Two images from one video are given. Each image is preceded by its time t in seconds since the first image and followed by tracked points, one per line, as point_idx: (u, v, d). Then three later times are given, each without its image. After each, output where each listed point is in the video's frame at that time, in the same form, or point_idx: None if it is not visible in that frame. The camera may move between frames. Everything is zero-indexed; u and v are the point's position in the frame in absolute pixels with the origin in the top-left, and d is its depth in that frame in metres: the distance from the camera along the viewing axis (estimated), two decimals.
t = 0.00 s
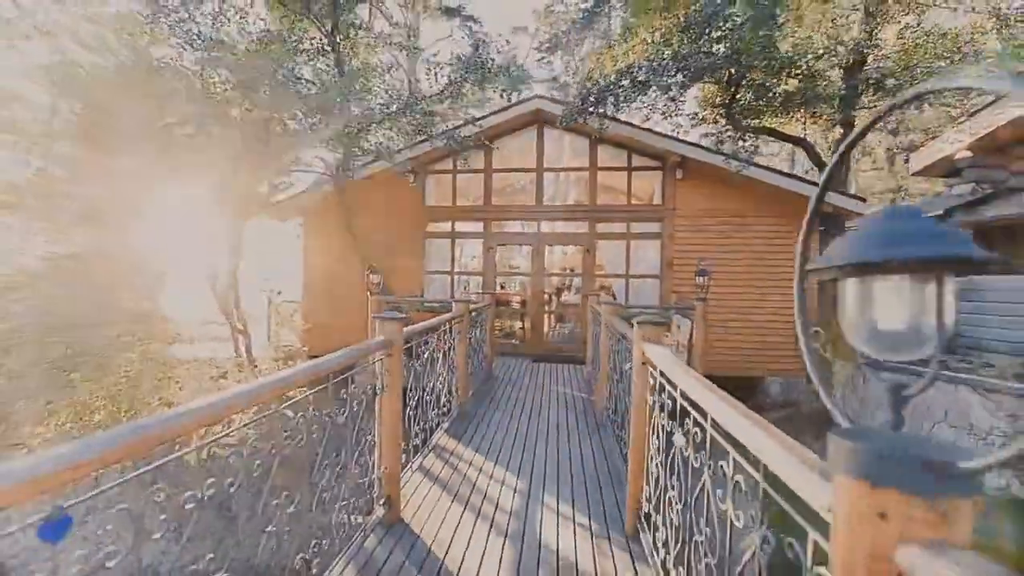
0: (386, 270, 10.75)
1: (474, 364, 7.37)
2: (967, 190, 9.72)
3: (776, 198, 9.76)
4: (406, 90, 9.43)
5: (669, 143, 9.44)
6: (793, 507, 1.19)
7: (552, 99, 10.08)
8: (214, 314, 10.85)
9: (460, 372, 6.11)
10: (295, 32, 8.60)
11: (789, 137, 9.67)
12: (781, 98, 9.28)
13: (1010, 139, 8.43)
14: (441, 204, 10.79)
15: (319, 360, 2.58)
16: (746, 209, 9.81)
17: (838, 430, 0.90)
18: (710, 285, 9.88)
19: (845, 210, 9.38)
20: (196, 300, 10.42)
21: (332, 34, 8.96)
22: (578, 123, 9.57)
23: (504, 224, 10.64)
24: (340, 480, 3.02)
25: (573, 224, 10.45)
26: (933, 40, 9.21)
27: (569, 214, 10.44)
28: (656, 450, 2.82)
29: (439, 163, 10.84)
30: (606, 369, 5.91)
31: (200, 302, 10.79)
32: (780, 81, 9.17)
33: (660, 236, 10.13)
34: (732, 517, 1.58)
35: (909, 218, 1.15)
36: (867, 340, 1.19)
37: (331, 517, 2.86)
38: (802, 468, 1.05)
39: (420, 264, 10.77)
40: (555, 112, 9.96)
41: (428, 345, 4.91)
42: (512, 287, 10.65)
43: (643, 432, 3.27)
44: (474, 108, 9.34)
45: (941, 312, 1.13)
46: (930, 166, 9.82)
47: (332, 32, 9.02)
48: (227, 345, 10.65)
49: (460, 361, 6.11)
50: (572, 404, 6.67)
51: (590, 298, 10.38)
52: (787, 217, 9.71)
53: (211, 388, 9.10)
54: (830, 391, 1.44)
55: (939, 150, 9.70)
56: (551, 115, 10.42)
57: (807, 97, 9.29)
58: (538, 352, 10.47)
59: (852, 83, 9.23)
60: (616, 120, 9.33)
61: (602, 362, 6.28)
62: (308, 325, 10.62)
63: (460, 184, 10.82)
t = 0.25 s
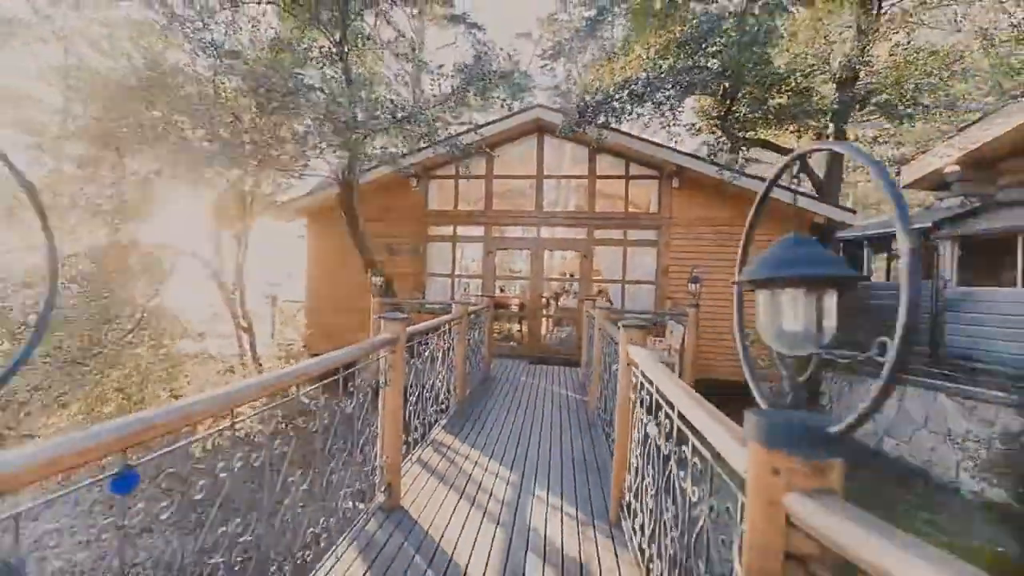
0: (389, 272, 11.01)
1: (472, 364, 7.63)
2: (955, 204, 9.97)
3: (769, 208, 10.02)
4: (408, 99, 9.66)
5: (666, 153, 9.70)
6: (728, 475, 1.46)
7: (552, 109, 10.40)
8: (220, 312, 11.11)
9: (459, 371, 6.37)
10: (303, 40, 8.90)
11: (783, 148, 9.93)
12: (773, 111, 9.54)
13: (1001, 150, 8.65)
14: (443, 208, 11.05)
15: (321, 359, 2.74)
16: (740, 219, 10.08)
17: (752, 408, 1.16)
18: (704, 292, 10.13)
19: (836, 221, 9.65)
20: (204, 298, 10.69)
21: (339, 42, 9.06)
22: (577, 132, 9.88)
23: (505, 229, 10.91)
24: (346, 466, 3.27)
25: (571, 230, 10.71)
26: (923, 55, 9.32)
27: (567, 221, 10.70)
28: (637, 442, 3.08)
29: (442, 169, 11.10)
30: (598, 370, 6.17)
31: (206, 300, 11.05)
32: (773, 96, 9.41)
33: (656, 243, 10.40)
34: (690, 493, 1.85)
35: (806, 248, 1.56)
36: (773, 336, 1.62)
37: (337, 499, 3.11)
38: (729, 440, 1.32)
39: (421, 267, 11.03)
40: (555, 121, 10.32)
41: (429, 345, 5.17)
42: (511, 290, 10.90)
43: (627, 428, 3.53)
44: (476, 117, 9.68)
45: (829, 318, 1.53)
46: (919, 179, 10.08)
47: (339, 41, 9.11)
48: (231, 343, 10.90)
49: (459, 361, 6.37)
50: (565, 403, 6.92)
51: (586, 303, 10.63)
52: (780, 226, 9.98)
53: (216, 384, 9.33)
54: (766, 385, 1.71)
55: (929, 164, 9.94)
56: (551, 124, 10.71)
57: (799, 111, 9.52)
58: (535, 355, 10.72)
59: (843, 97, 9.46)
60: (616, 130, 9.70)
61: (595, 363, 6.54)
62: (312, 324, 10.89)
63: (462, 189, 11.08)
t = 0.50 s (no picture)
0: (389, 273, 11.20)
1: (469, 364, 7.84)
2: (943, 216, 10.24)
3: (762, 216, 10.27)
4: (410, 106, 9.88)
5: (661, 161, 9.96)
6: (693, 456, 1.69)
7: (550, 116, 10.63)
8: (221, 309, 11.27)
9: (455, 371, 6.58)
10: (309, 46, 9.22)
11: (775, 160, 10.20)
12: (766, 123, 9.80)
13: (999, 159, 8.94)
14: (443, 212, 11.27)
15: (319, 356, 2.83)
16: (732, 226, 10.33)
17: (709, 395, 1.38)
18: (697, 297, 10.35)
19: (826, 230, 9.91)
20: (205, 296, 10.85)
21: (345, 48, 9.21)
22: (574, 140, 10.08)
23: (503, 233, 11.14)
24: (350, 455, 3.47)
25: (569, 235, 10.94)
26: (913, 72, 9.63)
27: (564, 225, 10.92)
28: (623, 436, 3.30)
29: (443, 173, 11.33)
30: (591, 371, 6.39)
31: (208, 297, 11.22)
32: (767, 108, 9.68)
33: (651, 249, 10.64)
34: (664, 475, 2.07)
35: (752, 261, 1.80)
36: (723, 335, 1.87)
37: (341, 486, 3.31)
38: (692, 424, 1.54)
39: (421, 268, 11.23)
40: (554, 129, 10.53)
41: (428, 344, 5.38)
42: (509, 293, 11.11)
43: (615, 424, 3.75)
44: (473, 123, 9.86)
45: (769, 319, 1.78)
46: (909, 191, 10.34)
47: (345, 47, 9.25)
48: (232, 340, 11.06)
49: (457, 360, 6.59)
50: (560, 403, 7.14)
51: (582, 306, 10.85)
52: (772, 235, 10.22)
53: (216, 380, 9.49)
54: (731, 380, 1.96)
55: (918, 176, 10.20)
56: (550, 131, 10.95)
57: (792, 123, 9.79)
58: (531, 356, 10.92)
59: (833, 112, 9.75)
60: (612, 138, 10.18)
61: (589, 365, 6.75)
62: (312, 322, 11.09)
63: (462, 193, 11.30)
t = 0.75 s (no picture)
0: (392, 275, 11.42)
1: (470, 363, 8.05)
2: (937, 221, 10.42)
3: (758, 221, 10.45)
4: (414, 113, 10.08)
5: (659, 166, 10.15)
6: (669, 440, 1.90)
7: (551, 122, 10.83)
8: (228, 309, 11.51)
9: (457, 369, 6.78)
10: (316, 54, 9.55)
11: (772, 165, 10.40)
12: (762, 129, 10.01)
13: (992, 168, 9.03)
14: (445, 215, 11.48)
15: (325, 357, 2.90)
16: (730, 231, 10.51)
17: (679, 386, 1.58)
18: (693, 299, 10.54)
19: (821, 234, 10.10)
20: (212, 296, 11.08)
21: (351, 55, 9.52)
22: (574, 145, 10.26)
23: (505, 236, 11.35)
24: (358, 446, 3.68)
25: (569, 238, 11.15)
26: (907, 80, 9.80)
27: (564, 229, 11.13)
28: (615, 430, 3.50)
29: (445, 176, 11.54)
30: (588, 370, 6.58)
31: (215, 297, 11.45)
32: (764, 115, 9.87)
33: (649, 252, 10.83)
34: (647, 461, 2.28)
35: (717, 271, 1.95)
36: (693, 335, 2.03)
37: (349, 475, 3.52)
38: (666, 412, 1.75)
39: (423, 270, 11.44)
40: (554, 134, 10.73)
41: (430, 343, 5.59)
42: (510, 295, 11.32)
43: (608, 419, 3.95)
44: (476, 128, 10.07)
45: (729, 321, 1.96)
46: (903, 196, 10.52)
47: (351, 54, 9.55)
48: (239, 339, 11.29)
49: (458, 359, 6.79)
50: (558, 402, 7.34)
51: (581, 308, 11.05)
52: (768, 239, 10.40)
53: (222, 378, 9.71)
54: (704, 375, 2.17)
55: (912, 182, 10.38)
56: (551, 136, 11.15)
57: (788, 130, 9.98)
58: (531, 357, 11.12)
59: (828, 119, 9.94)
60: (612, 144, 10.00)
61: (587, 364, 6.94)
62: (317, 323, 11.32)
63: (465, 197, 11.50)
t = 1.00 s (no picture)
0: (396, 273, 11.67)
1: (472, 359, 8.30)
2: (930, 219, 10.61)
3: (754, 219, 10.66)
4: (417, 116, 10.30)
5: (657, 166, 10.37)
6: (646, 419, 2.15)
7: (551, 122, 11.05)
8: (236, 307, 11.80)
9: (459, 364, 7.04)
10: (322, 58, 9.82)
11: (768, 165, 10.60)
12: (758, 130, 10.21)
13: (982, 168, 9.12)
14: (448, 214, 11.73)
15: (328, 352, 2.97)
16: (725, 229, 10.73)
17: (652, 371, 1.84)
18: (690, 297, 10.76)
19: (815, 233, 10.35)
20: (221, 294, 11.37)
21: (354, 59, 9.68)
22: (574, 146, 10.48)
23: (506, 235, 11.59)
24: (367, 432, 3.96)
25: (569, 236, 11.39)
26: (901, 81, 9.97)
27: (565, 228, 11.37)
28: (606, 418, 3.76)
29: (448, 176, 11.79)
30: (586, 364, 6.83)
31: (223, 296, 11.74)
32: (760, 117, 10.07)
33: (647, 250, 11.06)
34: (630, 440, 2.55)
35: (682, 267, 2.09)
36: (662, 326, 2.14)
37: (359, 459, 3.79)
38: (642, 393, 1.99)
39: (426, 268, 11.70)
40: (554, 134, 10.95)
41: (433, 338, 5.85)
42: (511, 292, 11.57)
43: (601, 408, 4.21)
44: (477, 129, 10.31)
45: (692, 314, 2.04)
46: (897, 195, 10.71)
47: (355, 58, 9.77)
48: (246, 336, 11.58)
49: (460, 355, 7.05)
50: (557, 396, 7.59)
51: (581, 305, 11.30)
52: (764, 237, 10.61)
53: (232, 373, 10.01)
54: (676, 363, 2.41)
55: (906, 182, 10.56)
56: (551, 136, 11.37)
57: (783, 131, 10.18)
58: (532, 353, 11.37)
59: (823, 120, 10.13)
60: (611, 144, 10.22)
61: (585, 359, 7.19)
62: (322, 320, 11.61)
63: (467, 196, 11.74)
